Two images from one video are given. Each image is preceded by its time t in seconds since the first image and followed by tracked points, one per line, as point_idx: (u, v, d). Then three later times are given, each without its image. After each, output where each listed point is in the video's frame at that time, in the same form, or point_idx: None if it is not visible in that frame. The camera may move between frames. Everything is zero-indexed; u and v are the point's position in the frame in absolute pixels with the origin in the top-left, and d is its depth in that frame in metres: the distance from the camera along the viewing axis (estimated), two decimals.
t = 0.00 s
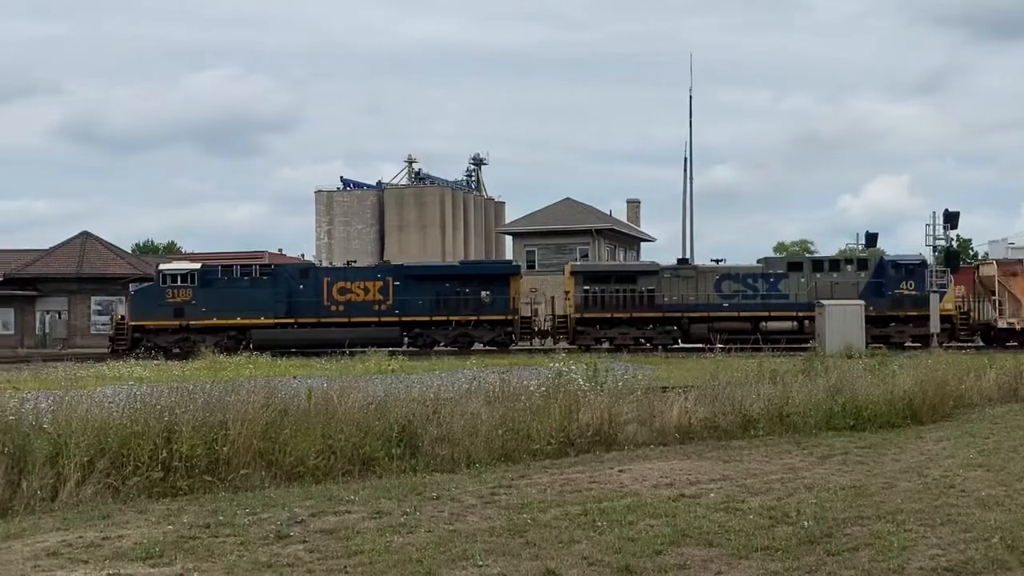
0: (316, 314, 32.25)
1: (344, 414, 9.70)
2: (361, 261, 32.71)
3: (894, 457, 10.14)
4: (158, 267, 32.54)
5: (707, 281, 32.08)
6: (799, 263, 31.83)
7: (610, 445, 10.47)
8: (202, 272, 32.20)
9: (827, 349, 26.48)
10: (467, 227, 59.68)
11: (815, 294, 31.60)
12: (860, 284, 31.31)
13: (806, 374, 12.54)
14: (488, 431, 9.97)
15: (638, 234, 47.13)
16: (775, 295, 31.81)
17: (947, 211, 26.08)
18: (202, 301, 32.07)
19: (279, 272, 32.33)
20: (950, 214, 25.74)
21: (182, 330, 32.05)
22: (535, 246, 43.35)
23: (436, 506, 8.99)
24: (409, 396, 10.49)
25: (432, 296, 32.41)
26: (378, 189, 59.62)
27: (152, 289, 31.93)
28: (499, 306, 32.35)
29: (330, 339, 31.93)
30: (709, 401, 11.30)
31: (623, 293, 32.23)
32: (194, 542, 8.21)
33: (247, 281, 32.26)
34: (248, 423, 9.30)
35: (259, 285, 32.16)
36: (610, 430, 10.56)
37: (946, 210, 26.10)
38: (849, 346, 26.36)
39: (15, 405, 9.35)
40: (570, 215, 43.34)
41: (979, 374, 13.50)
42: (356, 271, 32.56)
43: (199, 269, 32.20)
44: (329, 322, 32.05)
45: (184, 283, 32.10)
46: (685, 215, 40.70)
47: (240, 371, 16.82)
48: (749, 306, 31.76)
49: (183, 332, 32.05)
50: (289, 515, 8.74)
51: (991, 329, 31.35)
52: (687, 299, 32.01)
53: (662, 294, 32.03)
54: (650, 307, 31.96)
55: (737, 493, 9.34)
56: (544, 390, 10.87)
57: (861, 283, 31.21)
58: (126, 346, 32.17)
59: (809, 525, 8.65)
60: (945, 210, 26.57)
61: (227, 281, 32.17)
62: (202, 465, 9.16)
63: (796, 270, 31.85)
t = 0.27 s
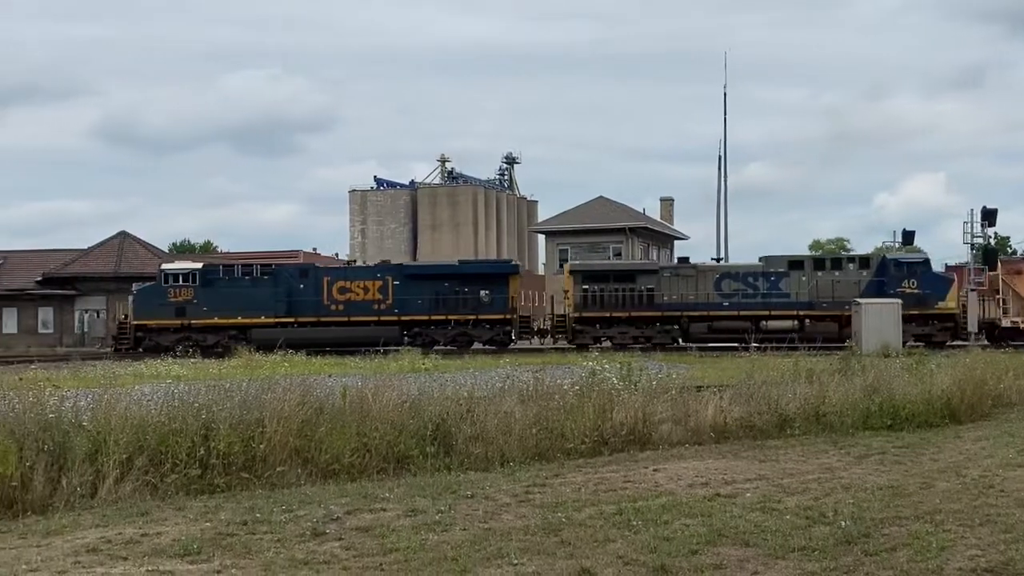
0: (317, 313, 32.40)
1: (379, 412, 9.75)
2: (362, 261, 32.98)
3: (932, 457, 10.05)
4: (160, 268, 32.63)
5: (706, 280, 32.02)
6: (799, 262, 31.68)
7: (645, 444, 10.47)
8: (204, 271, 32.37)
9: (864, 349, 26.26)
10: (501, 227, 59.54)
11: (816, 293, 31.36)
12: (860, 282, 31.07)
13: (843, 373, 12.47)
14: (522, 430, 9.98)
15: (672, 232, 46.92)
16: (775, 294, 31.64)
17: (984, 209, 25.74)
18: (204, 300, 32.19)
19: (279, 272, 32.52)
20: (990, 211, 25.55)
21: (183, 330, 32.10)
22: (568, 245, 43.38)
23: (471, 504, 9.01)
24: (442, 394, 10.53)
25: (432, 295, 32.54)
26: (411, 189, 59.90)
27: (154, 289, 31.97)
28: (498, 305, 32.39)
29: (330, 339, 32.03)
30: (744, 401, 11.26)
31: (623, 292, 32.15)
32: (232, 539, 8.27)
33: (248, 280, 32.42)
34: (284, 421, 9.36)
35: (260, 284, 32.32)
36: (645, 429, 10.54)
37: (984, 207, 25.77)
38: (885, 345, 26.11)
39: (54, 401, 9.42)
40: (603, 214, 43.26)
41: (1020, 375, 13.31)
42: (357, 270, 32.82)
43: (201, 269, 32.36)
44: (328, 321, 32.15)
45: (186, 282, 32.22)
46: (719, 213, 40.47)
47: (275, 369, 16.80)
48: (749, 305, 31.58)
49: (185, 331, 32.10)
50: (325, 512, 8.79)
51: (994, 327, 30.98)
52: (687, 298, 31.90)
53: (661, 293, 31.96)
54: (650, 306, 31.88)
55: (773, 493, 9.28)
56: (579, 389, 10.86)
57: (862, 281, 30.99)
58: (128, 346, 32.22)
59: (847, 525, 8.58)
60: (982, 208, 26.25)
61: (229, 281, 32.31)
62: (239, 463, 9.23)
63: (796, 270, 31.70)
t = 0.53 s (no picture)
0: (318, 312, 32.41)
1: (415, 411, 9.79)
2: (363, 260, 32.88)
3: (972, 457, 9.92)
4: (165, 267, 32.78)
5: (708, 278, 31.60)
6: (802, 261, 31.13)
7: (680, 444, 10.46)
8: (206, 271, 32.44)
9: (903, 347, 25.98)
10: (535, 225, 59.72)
11: (819, 292, 30.86)
12: (863, 281, 30.49)
13: (881, 373, 12.38)
14: (557, 429, 9.99)
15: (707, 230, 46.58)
16: (777, 293, 31.17)
17: None
18: (206, 300, 32.27)
19: (281, 271, 32.52)
20: None
21: (186, 329, 32.20)
22: (603, 243, 43.37)
23: (507, 503, 9.01)
24: (477, 393, 10.54)
25: (432, 295, 32.39)
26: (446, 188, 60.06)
27: (157, 288, 32.12)
28: (498, 304, 32.16)
29: (330, 338, 31.92)
30: (782, 400, 11.21)
31: (623, 291, 31.78)
32: (269, 536, 8.32)
33: (250, 279, 32.45)
34: (321, 419, 9.41)
35: (261, 283, 32.34)
36: (681, 428, 10.52)
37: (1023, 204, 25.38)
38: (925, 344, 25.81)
39: (94, 399, 9.52)
40: (639, 212, 43.08)
41: None
42: (358, 270, 32.74)
43: (203, 269, 32.42)
44: (329, 321, 32.05)
45: (189, 282, 32.30)
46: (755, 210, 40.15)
47: (311, 368, 16.85)
48: (751, 304, 31.21)
49: (187, 330, 32.19)
50: (362, 510, 8.83)
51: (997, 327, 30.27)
52: (689, 297, 31.52)
53: (662, 292, 31.60)
54: (651, 305, 31.56)
55: (812, 493, 9.20)
56: (614, 387, 10.84)
57: (865, 280, 30.40)
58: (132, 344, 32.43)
59: (886, 526, 8.48)
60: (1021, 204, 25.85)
61: (231, 280, 32.35)
62: (276, 461, 9.30)
63: (799, 268, 31.16)
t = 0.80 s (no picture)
0: (321, 311, 32.49)
1: (452, 409, 9.82)
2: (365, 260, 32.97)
3: (1015, 456, 9.79)
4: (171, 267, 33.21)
5: (710, 277, 31.31)
6: (804, 258, 30.88)
7: (718, 443, 10.43)
8: (210, 270, 32.81)
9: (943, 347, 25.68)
10: (569, 224, 59.59)
11: (822, 290, 30.59)
12: (867, 279, 30.36)
13: (922, 371, 12.28)
14: (593, 427, 9.99)
15: (744, 229, 46.23)
16: (780, 291, 30.79)
17: None
18: (210, 299, 32.58)
19: (284, 270, 32.72)
20: None
21: (190, 327, 32.51)
22: (638, 241, 43.34)
23: (543, 501, 9.01)
24: (513, 391, 10.55)
25: (434, 293, 32.36)
26: (481, 186, 60.14)
27: (162, 286, 32.57)
28: (499, 303, 32.04)
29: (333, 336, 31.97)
30: (820, 399, 11.16)
31: (625, 290, 31.48)
32: (307, 533, 8.37)
33: (253, 279, 32.69)
34: (358, 416, 9.47)
35: (264, 282, 32.54)
36: (718, 427, 10.49)
37: None
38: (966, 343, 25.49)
39: (134, 396, 9.62)
40: (675, 209, 42.77)
41: None
42: (360, 269, 32.82)
43: (208, 268, 32.79)
44: (332, 319, 32.13)
45: (194, 281, 32.67)
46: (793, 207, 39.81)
47: (349, 366, 16.92)
48: (754, 302, 30.79)
49: (192, 328, 32.50)
50: (399, 507, 8.87)
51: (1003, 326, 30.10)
52: (691, 295, 31.23)
53: (664, 290, 31.26)
54: (652, 304, 31.25)
55: (850, 492, 9.12)
56: (651, 385, 10.82)
57: (869, 278, 30.28)
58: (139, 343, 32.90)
59: (926, 525, 8.38)
60: None
61: (234, 279, 32.63)
62: (314, 457, 9.36)
63: (801, 266, 30.89)
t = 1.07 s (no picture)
0: (327, 309, 32.04)
1: (489, 407, 9.84)
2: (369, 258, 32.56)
3: None
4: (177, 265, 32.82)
5: (713, 276, 30.86)
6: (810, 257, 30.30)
7: (757, 442, 10.37)
8: (217, 269, 32.26)
9: (988, 347, 25.28)
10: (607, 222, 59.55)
11: (826, 289, 30.07)
12: (872, 277, 29.82)
13: (965, 371, 12.11)
14: (631, 426, 9.97)
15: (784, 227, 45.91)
16: (784, 291, 30.36)
17: None
18: (217, 297, 32.11)
19: (290, 269, 32.24)
20: None
21: (197, 326, 32.03)
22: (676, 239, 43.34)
23: (580, 500, 9.00)
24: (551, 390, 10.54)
25: (437, 293, 31.78)
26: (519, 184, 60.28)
27: (168, 285, 32.07)
28: (501, 302, 31.58)
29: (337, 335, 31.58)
30: (861, 398, 11.06)
31: (628, 289, 31.05)
32: (346, 530, 8.43)
33: (259, 277, 32.24)
34: (396, 415, 9.52)
35: (270, 281, 32.08)
36: (758, 426, 10.43)
37: None
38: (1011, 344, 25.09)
39: (176, 393, 9.73)
40: (714, 208, 42.66)
41: None
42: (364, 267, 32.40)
43: (214, 267, 32.27)
44: (337, 318, 31.60)
45: (200, 279, 32.18)
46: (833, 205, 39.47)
47: (386, 364, 16.93)
48: (757, 301, 30.37)
49: (199, 327, 32.02)
50: (436, 505, 8.90)
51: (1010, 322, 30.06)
52: (693, 294, 30.77)
53: (667, 289, 30.82)
54: (655, 303, 30.82)
55: (891, 493, 9.01)
56: (689, 384, 10.76)
57: (873, 277, 29.74)
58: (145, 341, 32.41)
59: (969, 526, 8.26)
60: None
61: (240, 278, 32.18)
62: (353, 455, 9.42)
63: (807, 265, 30.31)
